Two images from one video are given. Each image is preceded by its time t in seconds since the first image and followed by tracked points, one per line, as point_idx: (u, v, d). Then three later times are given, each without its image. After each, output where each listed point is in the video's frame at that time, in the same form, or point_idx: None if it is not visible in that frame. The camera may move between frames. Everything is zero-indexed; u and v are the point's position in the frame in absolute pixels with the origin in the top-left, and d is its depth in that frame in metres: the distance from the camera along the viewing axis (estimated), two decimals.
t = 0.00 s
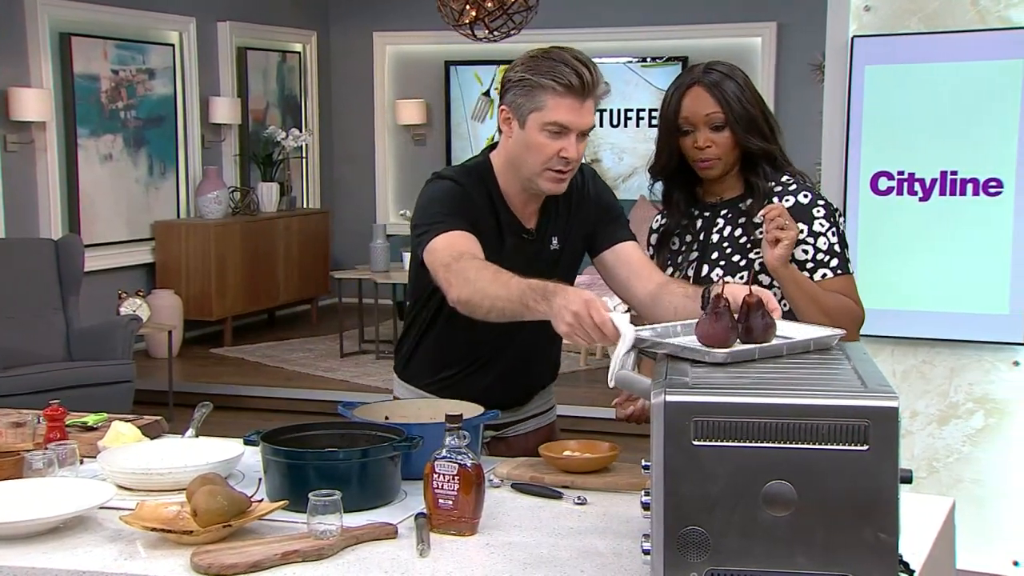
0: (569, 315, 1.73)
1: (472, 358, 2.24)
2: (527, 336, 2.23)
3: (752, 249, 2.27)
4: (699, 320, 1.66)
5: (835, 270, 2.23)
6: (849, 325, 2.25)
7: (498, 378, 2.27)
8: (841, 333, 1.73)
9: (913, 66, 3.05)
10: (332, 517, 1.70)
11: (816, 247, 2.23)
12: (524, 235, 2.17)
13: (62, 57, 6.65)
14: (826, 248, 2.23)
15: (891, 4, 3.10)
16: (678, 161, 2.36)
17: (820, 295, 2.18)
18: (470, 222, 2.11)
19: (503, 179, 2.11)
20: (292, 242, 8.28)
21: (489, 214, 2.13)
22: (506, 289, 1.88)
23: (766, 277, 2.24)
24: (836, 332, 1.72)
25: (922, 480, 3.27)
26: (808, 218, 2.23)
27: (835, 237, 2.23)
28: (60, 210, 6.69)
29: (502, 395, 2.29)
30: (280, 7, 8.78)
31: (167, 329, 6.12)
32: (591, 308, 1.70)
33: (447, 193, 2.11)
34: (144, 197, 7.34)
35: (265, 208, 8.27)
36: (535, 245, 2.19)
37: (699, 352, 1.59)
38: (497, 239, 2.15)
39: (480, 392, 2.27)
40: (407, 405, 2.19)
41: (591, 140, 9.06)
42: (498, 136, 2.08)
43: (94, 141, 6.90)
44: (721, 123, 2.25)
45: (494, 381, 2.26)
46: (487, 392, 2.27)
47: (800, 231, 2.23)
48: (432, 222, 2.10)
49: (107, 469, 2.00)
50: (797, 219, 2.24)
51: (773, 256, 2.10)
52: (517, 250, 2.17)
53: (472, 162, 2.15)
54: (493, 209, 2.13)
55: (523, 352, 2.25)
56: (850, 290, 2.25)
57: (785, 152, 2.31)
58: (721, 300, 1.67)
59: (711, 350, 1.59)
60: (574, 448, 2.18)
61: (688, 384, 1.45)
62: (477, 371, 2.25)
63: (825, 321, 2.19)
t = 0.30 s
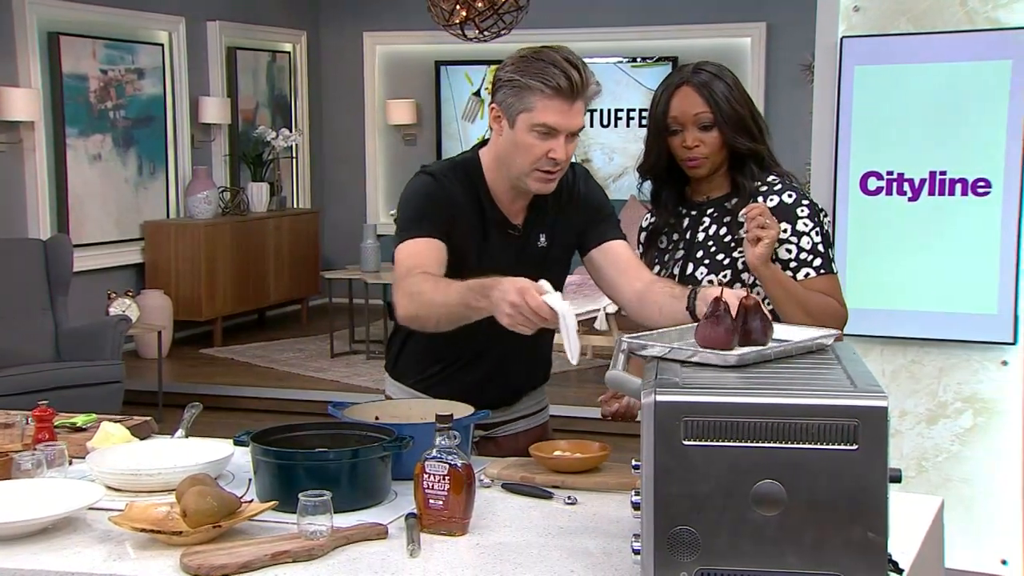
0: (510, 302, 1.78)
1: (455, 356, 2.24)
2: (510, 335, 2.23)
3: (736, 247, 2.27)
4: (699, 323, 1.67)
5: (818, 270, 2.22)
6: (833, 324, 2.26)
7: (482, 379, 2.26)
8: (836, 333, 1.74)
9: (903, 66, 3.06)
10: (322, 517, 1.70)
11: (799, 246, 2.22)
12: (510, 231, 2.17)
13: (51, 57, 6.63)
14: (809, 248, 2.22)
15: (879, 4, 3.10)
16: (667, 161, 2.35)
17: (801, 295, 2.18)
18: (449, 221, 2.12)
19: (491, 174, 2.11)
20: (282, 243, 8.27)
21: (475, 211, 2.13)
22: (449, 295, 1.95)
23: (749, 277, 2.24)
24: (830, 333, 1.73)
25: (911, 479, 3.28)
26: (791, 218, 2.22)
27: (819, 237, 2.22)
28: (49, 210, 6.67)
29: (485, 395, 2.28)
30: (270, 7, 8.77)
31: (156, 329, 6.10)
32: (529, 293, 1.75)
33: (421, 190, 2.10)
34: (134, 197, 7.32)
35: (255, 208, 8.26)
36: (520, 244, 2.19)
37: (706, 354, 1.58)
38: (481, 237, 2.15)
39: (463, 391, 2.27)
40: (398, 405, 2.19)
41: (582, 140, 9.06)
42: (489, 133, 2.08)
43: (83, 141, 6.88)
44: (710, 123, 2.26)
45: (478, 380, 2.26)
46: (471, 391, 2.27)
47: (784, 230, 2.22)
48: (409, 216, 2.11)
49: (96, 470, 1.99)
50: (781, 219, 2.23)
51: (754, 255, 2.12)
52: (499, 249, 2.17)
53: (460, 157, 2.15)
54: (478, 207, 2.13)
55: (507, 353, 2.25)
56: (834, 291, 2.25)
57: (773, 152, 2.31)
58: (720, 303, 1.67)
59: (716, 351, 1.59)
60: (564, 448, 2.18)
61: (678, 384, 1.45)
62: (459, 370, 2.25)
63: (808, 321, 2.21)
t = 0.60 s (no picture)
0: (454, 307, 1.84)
1: (431, 353, 2.24)
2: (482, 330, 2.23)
3: (723, 245, 2.26)
4: (697, 326, 1.66)
5: (804, 267, 2.22)
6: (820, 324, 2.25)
7: (453, 375, 2.25)
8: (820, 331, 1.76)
9: (893, 67, 3.07)
10: (313, 517, 1.70)
11: (786, 244, 2.22)
12: (490, 226, 2.17)
13: (39, 56, 6.61)
14: (796, 246, 2.22)
15: (869, 4, 3.10)
16: (657, 160, 2.36)
17: (785, 294, 2.18)
18: (423, 216, 2.14)
19: (471, 167, 2.12)
20: (273, 242, 8.26)
21: (454, 205, 2.14)
22: (390, 313, 2.00)
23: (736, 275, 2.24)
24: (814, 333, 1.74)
25: (901, 478, 3.28)
26: (779, 215, 2.23)
27: (806, 235, 2.22)
28: (38, 209, 6.65)
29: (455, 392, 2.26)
30: (260, 6, 8.76)
31: (145, 330, 6.09)
32: (461, 294, 1.82)
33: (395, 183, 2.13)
34: (124, 197, 7.30)
35: (246, 208, 8.24)
36: (497, 241, 2.18)
37: (714, 355, 1.58)
38: (457, 234, 2.15)
39: (436, 387, 2.26)
40: (388, 405, 2.19)
41: (572, 140, 9.06)
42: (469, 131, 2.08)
43: (73, 141, 6.86)
44: (699, 123, 2.26)
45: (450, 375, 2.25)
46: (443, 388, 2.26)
47: (770, 228, 2.23)
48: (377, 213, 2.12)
49: (86, 471, 1.99)
50: (767, 217, 2.23)
51: (736, 252, 2.12)
52: (474, 247, 2.17)
53: (442, 151, 2.17)
54: (455, 201, 2.14)
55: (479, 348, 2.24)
56: (819, 289, 2.24)
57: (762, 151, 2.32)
58: (717, 304, 1.67)
59: (721, 353, 1.59)
60: (555, 448, 2.18)
61: (668, 383, 1.45)
62: (433, 366, 2.25)
63: (792, 320, 2.20)
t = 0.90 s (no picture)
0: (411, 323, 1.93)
1: (403, 347, 2.25)
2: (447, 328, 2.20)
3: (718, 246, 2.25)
4: (692, 326, 1.67)
5: (800, 268, 2.22)
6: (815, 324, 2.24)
7: (420, 368, 2.26)
8: (812, 330, 1.77)
9: (888, 67, 3.07)
10: (307, 517, 1.70)
11: (781, 245, 2.22)
12: (451, 223, 2.15)
13: (33, 56, 6.59)
14: (791, 246, 2.22)
15: (864, 4, 3.10)
16: (653, 160, 2.36)
17: (778, 294, 2.18)
18: (385, 217, 2.15)
19: (429, 165, 2.12)
20: (268, 242, 8.25)
21: (413, 203, 2.14)
22: (366, 330, 2.08)
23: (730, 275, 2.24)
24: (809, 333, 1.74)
25: (895, 478, 3.29)
26: (774, 216, 2.23)
27: (800, 236, 2.22)
28: (32, 209, 6.63)
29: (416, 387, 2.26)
30: (255, 5, 8.75)
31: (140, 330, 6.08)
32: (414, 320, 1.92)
33: (354, 182, 2.14)
34: (118, 197, 7.29)
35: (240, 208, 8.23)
36: (459, 238, 2.16)
37: (711, 355, 1.58)
38: (416, 233, 2.15)
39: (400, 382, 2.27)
40: (383, 405, 2.19)
41: (567, 140, 9.04)
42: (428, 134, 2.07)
43: (67, 141, 6.85)
44: (691, 123, 2.25)
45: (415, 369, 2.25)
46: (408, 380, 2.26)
47: (765, 228, 2.23)
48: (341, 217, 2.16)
49: (80, 472, 1.98)
50: (762, 218, 2.23)
51: (728, 253, 2.12)
52: (433, 244, 2.16)
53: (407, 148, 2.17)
54: (414, 199, 2.14)
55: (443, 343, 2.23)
56: (814, 289, 2.24)
57: (756, 151, 2.31)
58: (710, 305, 1.67)
59: (717, 352, 1.59)
60: (550, 448, 2.18)
61: (663, 383, 1.45)
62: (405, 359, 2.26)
63: (786, 321, 2.20)
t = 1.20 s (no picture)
0: (371, 317, 1.95)
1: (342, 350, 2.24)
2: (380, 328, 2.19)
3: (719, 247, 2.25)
4: (692, 326, 1.67)
5: (801, 270, 2.22)
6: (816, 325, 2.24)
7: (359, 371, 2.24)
8: (812, 330, 1.78)
9: (887, 67, 3.07)
10: (308, 518, 1.70)
11: (782, 247, 2.22)
12: (376, 224, 2.16)
13: (33, 56, 6.59)
14: (792, 248, 2.22)
15: (864, 5, 3.10)
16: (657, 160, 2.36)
17: (776, 297, 2.18)
18: (312, 221, 2.18)
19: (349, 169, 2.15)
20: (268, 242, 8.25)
21: (338, 207, 2.17)
22: (301, 335, 2.12)
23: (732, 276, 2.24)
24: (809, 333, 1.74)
25: (895, 478, 3.29)
26: (775, 217, 2.22)
27: (802, 237, 2.22)
28: (32, 210, 6.62)
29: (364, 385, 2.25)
30: (256, 6, 8.75)
31: (140, 330, 6.08)
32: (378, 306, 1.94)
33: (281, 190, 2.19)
34: (118, 196, 7.29)
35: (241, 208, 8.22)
36: (385, 239, 2.17)
37: (712, 355, 1.58)
38: (343, 236, 2.17)
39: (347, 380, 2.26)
40: (383, 406, 2.19)
41: (568, 140, 9.02)
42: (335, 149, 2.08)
43: (67, 140, 6.85)
44: (683, 125, 2.25)
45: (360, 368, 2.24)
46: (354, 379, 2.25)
47: (766, 230, 2.23)
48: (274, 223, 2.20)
49: (81, 471, 1.99)
50: (763, 219, 2.23)
51: (722, 260, 2.11)
52: (361, 245, 2.18)
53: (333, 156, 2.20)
54: (339, 202, 2.16)
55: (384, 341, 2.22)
56: (815, 293, 2.23)
57: (756, 151, 2.30)
58: (710, 305, 1.67)
59: (718, 352, 1.59)
60: (550, 447, 2.18)
61: (662, 383, 1.45)
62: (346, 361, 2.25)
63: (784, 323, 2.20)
